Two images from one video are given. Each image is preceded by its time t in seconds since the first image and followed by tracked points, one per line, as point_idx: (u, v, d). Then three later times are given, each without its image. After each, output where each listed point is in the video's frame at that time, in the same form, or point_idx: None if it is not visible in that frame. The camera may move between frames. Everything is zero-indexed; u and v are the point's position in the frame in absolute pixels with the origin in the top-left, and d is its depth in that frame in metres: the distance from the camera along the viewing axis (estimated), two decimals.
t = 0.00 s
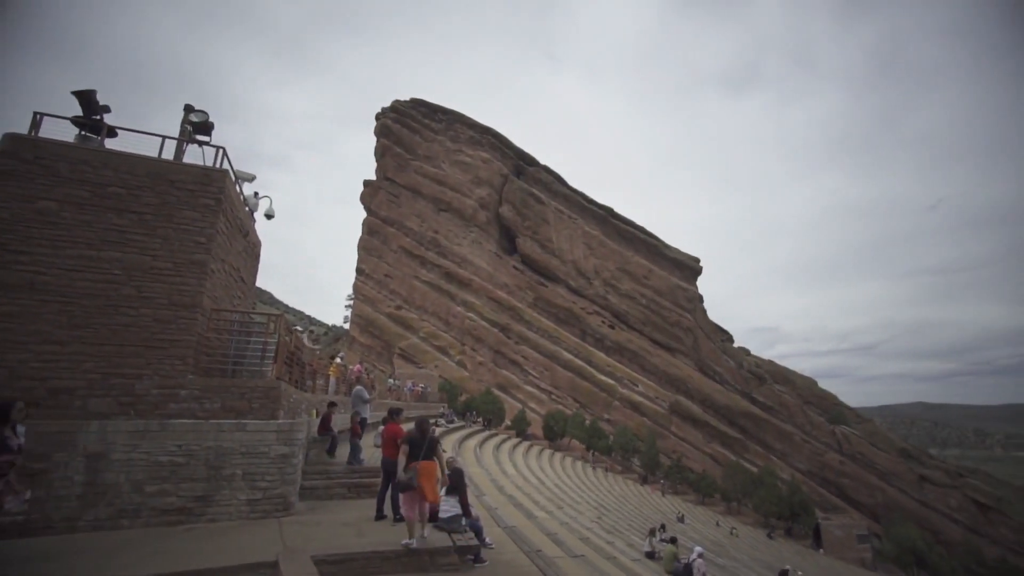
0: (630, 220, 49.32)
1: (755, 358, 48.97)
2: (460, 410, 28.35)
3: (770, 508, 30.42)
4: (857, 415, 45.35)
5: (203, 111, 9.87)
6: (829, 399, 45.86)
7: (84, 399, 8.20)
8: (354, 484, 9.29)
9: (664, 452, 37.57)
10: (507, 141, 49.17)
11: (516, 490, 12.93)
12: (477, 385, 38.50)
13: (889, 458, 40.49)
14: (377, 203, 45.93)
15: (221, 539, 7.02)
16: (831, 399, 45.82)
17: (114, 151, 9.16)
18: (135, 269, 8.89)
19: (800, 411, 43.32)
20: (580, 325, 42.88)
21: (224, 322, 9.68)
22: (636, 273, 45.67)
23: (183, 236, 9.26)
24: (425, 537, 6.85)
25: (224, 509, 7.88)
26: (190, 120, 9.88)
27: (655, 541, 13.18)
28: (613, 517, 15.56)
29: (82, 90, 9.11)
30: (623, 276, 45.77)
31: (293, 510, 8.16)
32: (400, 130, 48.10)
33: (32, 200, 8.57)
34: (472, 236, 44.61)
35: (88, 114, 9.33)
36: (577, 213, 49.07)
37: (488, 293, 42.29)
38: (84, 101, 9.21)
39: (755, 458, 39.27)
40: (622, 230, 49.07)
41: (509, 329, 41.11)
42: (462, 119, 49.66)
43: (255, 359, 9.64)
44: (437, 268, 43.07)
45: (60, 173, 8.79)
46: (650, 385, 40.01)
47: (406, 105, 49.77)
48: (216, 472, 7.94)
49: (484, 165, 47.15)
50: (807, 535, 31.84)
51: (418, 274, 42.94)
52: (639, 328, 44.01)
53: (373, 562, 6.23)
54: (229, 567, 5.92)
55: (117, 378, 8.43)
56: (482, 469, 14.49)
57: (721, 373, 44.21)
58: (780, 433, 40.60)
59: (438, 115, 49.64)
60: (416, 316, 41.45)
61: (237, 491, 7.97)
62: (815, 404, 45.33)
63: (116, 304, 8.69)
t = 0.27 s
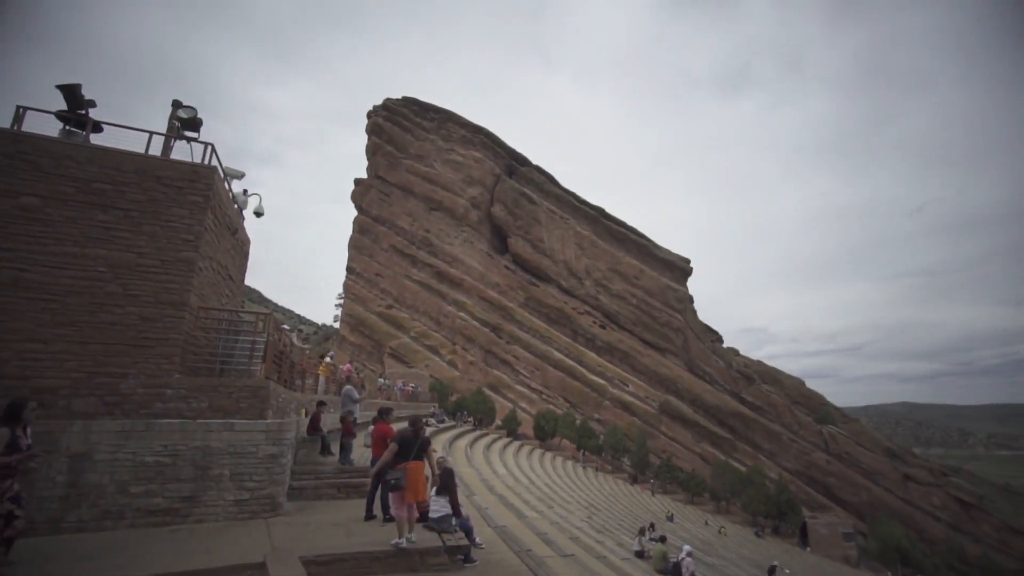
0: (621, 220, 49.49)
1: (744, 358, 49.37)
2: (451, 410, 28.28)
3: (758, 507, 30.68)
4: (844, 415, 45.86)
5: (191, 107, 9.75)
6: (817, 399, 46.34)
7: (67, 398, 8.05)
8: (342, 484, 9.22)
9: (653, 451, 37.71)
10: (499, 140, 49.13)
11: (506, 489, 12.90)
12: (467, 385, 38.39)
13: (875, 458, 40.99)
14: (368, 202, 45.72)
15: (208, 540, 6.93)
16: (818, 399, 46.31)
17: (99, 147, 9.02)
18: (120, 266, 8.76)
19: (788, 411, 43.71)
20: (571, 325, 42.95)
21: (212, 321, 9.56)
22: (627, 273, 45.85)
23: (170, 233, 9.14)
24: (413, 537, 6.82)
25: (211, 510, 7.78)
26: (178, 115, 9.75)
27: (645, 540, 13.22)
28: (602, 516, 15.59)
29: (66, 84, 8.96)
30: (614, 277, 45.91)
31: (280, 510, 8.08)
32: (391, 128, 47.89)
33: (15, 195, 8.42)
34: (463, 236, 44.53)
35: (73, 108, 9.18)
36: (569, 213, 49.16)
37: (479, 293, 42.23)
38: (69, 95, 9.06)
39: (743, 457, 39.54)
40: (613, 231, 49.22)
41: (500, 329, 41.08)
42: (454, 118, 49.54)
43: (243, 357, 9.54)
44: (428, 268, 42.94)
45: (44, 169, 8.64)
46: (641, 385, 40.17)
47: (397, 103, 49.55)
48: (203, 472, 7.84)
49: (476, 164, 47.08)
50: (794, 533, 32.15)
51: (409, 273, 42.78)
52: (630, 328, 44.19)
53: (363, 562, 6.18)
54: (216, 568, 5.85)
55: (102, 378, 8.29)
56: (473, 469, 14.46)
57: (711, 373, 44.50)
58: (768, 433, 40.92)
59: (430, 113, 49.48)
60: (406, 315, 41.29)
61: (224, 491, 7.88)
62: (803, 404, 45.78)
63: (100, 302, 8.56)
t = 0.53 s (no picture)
0: (613, 221, 49.67)
1: (733, 359, 49.74)
2: (441, 409, 28.19)
3: (746, 506, 30.92)
4: (831, 415, 46.39)
5: (179, 103, 9.62)
6: (804, 399, 46.80)
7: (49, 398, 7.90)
8: (331, 483, 9.15)
9: (643, 451, 37.82)
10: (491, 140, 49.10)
11: (496, 489, 12.87)
12: (458, 385, 38.28)
13: (861, 457, 41.49)
14: (358, 200, 45.47)
15: (194, 541, 6.84)
16: (805, 399, 46.81)
17: (84, 142, 8.88)
18: (105, 264, 8.62)
19: (776, 410, 44.10)
20: (562, 325, 43.02)
21: (199, 319, 9.44)
22: (617, 274, 46.02)
23: (156, 230, 9.02)
24: (404, 536, 6.79)
25: (197, 510, 7.69)
26: (165, 111, 9.62)
27: (634, 540, 13.27)
28: (592, 516, 15.62)
29: (50, 77, 8.79)
30: (605, 277, 46.06)
31: (268, 511, 8.00)
32: (382, 127, 47.65)
33: None
34: (455, 235, 44.44)
35: (57, 102, 9.01)
36: (560, 213, 49.24)
37: (470, 292, 42.15)
38: (52, 88, 8.89)
39: (732, 457, 39.82)
40: (604, 231, 49.39)
41: (491, 328, 41.04)
42: (446, 117, 49.40)
43: (231, 356, 9.43)
44: (419, 267, 42.80)
45: (26, 164, 8.47)
46: (631, 385, 40.30)
47: (389, 101, 49.31)
48: (189, 473, 7.74)
49: (467, 163, 47.00)
50: (781, 532, 32.44)
51: (400, 272, 42.60)
52: (620, 328, 44.34)
53: (352, 563, 6.12)
54: (203, 570, 5.78)
55: (85, 377, 8.15)
56: (463, 468, 14.44)
57: (700, 373, 44.78)
58: (756, 432, 41.24)
59: (422, 112, 49.32)
60: (397, 315, 41.11)
61: (211, 492, 7.79)
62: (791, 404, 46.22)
63: (84, 300, 8.42)
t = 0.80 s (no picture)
0: (604, 221, 49.84)
1: (722, 359, 50.11)
2: (431, 409, 28.10)
3: (734, 505, 31.18)
4: (817, 414, 46.92)
5: (166, 98, 9.50)
6: (792, 399, 47.27)
7: (30, 397, 7.75)
8: (320, 483, 9.08)
9: (633, 450, 37.92)
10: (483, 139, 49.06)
11: (486, 488, 12.84)
12: (448, 384, 38.15)
13: (847, 456, 41.99)
14: (349, 199, 45.21)
15: (180, 542, 6.75)
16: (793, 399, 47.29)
17: (68, 137, 8.72)
18: (90, 261, 8.48)
19: (764, 410, 44.45)
20: (553, 325, 43.07)
21: (186, 318, 9.32)
22: (608, 274, 46.20)
23: (142, 227, 8.89)
24: (393, 537, 6.75)
25: (183, 511, 7.59)
26: (152, 106, 9.49)
27: (623, 539, 13.32)
28: (582, 515, 15.64)
29: (33, 70, 8.64)
30: (596, 277, 46.19)
31: (256, 512, 7.92)
32: (374, 125, 47.41)
33: None
34: (446, 234, 44.34)
35: (40, 95, 8.86)
36: (551, 213, 49.33)
37: (461, 292, 42.08)
38: (35, 82, 8.74)
39: (720, 456, 40.08)
40: (595, 232, 49.53)
41: (482, 328, 40.99)
42: (437, 116, 49.27)
43: (218, 355, 9.32)
44: (410, 266, 42.65)
45: (9, 158, 8.31)
46: (621, 385, 40.44)
47: (380, 99, 49.07)
48: (175, 473, 7.64)
49: (459, 163, 46.91)
50: (768, 530, 32.75)
51: (391, 271, 42.41)
52: (611, 328, 44.49)
53: (340, 563, 6.07)
54: (189, 571, 5.71)
55: (69, 376, 8.01)
56: (453, 468, 14.40)
57: (690, 373, 45.04)
58: (744, 432, 41.56)
59: (414, 111, 49.14)
60: (387, 314, 40.92)
61: (197, 492, 7.69)
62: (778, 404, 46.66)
63: (68, 297, 8.28)
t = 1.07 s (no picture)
0: (595, 222, 50.00)
1: (711, 359, 50.45)
2: (421, 409, 27.99)
3: (722, 504, 31.41)
4: (805, 414, 47.43)
5: (153, 93, 9.36)
6: (780, 399, 47.71)
7: (11, 396, 7.60)
8: (308, 484, 9.00)
9: (623, 450, 38.00)
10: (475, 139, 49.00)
11: (476, 488, 12.81)
12: (439, 384, 38.00)
13: (833, 456, 42.47)
14: (339, 197, 44.92)
15: (165, 544, 6.64)
16: (781, 399, 47.74)
17: (51, 131, 8.57)
18: (74, 258, 8.35)
19: (752, 410, 44.82)
20: (544, 325, 43.12)
21: (172, 316, 9.20)
22: (599, 275, 46.35)
23: (129, 224, 8.77)
24: (381, 538, 6.70)
25: (168, 513, 7.47)
26: (138, 101, 9.35)
27: (613, 538, 13.35)
28: (572, 515, 15.66)
29: (16, 63, 8.48)
30: (587, 277, 46.33)
31: (242, 513, 7.83)
32: (365, 123, 47.14)
33: None
34: (437, 234, 44.23)
35: (23, 89, 8.70)
36: (543, 213, 49.40)
37: (452, 291, 41.98)
38: (18, 75, 8.57)
39: (709, 455, 40.31)
40: (586, 232, 49.68)
41: (473, 328, 40.91)
42: (429, 114, 49.11)
43: (205, 354, 9.20)
44: (400, 265, 42.49)
45: None
46: (611, 385, 40.54)
47: (372, 97, 48.79)
48: (160, 474, 7.53)
49: (450, 162, 46.80)
50: (756, 529, 33.02)
51: (381, 270, 42.20)
52: (601, 328, 44.63)
53: (327, 564, 6.00)
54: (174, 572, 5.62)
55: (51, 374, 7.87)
56: (443, 468, 14.36)
57: (679, 374, 45.29)
58: (733, 432, 41.85)
59: (405, 109, 48.94)
60: (377, 313, 40.71)
61: (183, 493, 7.58)
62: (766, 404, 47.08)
63: (51, 295, 8.14)
